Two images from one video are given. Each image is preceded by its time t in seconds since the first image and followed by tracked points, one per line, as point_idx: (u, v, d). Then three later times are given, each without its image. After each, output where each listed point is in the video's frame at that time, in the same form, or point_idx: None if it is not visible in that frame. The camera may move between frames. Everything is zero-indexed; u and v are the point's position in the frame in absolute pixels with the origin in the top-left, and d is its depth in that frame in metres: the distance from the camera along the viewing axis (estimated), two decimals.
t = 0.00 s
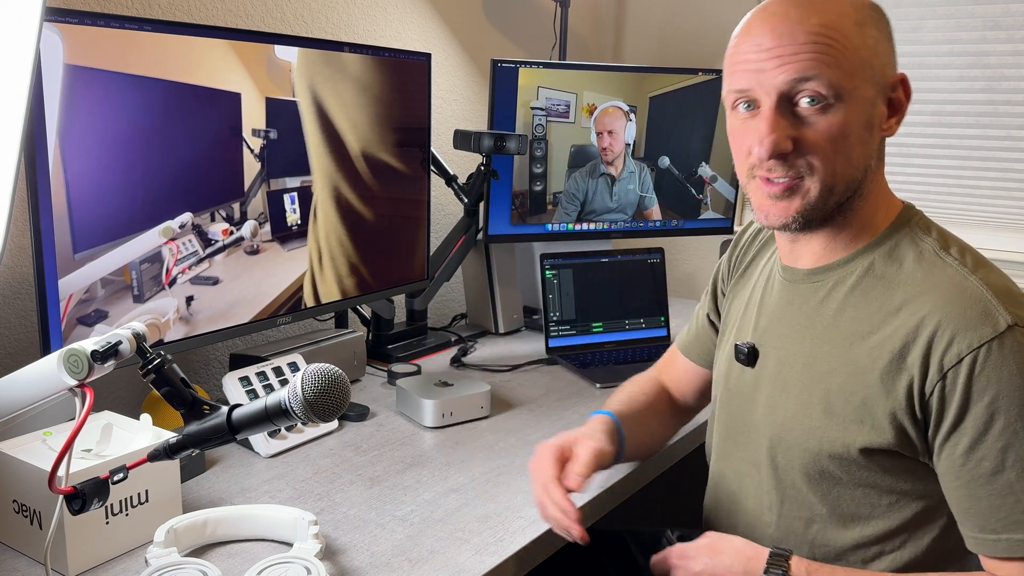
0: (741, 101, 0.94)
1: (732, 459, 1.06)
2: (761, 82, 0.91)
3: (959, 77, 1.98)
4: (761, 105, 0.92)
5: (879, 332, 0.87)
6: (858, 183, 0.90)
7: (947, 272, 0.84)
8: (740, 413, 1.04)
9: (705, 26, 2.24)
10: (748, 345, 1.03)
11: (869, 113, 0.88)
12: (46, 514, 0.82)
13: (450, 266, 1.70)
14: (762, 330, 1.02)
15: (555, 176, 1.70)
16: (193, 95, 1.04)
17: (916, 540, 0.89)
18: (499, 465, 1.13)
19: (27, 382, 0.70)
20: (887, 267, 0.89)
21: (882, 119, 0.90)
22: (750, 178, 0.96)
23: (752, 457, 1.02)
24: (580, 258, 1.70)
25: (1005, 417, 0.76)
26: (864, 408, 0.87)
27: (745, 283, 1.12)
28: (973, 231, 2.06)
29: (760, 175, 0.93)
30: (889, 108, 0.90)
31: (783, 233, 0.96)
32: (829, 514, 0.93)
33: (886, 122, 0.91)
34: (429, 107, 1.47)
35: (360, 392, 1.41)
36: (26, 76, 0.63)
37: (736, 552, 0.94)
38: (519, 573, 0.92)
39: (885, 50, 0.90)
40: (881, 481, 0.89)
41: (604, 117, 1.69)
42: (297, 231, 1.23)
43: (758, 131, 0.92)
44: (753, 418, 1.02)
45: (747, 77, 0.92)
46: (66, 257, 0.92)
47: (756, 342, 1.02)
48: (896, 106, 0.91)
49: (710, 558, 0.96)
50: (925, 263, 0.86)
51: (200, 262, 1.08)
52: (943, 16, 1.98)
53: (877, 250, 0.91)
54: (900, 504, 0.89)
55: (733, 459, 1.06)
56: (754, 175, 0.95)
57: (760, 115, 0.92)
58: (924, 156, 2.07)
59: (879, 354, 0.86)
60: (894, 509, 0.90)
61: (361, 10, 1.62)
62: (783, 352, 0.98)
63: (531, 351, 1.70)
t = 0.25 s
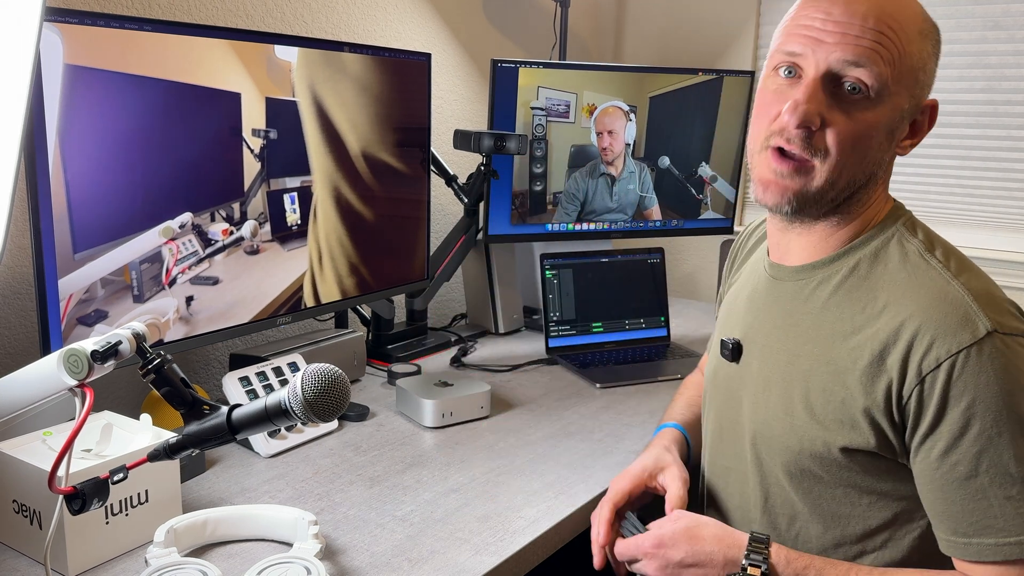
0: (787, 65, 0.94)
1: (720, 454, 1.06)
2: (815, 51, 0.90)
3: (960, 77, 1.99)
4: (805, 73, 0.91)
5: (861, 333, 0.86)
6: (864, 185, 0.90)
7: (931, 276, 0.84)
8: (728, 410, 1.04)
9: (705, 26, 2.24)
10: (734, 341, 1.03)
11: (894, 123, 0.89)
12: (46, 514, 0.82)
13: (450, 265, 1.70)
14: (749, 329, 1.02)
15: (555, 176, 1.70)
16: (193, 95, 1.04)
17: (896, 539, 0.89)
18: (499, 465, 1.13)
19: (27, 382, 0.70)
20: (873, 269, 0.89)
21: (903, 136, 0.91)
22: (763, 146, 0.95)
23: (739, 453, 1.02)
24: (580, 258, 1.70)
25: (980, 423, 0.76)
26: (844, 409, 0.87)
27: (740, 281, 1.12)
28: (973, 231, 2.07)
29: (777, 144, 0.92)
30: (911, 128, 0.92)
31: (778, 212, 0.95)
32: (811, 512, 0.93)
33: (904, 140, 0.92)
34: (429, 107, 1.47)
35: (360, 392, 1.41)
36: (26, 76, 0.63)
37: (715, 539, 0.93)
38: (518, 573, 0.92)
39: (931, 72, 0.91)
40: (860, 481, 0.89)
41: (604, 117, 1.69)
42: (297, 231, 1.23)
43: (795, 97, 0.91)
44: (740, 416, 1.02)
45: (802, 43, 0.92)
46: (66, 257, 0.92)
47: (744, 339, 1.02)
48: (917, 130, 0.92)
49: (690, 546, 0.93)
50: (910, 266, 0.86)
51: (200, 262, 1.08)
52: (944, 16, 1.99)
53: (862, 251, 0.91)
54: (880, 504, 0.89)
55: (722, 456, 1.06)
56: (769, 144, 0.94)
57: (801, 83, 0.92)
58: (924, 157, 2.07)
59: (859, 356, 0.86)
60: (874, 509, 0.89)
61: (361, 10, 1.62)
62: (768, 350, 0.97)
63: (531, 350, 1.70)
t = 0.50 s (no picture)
0: (792, 57, 0.95)
1: (716, 451, 1.06)
2: (820, 44, 0.91)
3: (960, 77, 1.99)
4: (810, 65, 0.92)
5: (855, 328, 0.87)
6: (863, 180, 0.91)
7: (925, 272, 0.84)
8: (723, 406, 1.04)
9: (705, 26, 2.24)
10: (728, 337, 1.04)
11: (895, 121, 0.90)
12: (46, 514, 0.82)
13: (450, 265, 1.70)
14: (743, 325, 1.02)
15: (555, 176, 1.70)
16: (193, 96, 1.04)
17: (887, 537, 0.89)
18: (499, 465, 1.13)
19: (28, 382, 0.70)
20: (867, 265, 0.89)
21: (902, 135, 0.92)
22: (766, 136, 0.96)
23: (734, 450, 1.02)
24: (580, 258, 1.70)
25: (972, 419, 0.76)
26: (836, 404, 0.87)
27: (736, 279, 1.13)
28: (973, 231, 2.07)
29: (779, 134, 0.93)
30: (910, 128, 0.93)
31: (777, 202, 0.95)
32: (803, 509, 0.92)
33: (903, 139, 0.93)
34: (429, 107, 1.47)
35: (360, 392, 1.41)
36: (26, 76, 0.63)
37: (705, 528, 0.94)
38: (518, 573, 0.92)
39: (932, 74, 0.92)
40: (853, 478, 0.89)
41: (604, 117, 1.69)
42: (297, 231, 1.23)
43: (799, 88, 0.92)
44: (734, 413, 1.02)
45: (808, 36, 0.92)
46: (66, 257, 0.92)
47: (738, 336, 1.02)
48: (916, 130, 0.93)
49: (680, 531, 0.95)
50: (904, 262, 0.86)
51: (200, 262, 1.08)
52: (943, 16, 1.99)
53: (856, 248, 0.91)
54: (872, 501, 0.89)
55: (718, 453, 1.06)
56: (772, 134, 0.94)
57: (806, 74, 0.92)
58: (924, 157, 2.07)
59: (852, 350, 0.86)
60: (866, 505, 0.89)
61: (361, 10, 1.62)
62: (761, 346, 0.97)
63: (531, 351, 1.70)
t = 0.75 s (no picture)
0: (785, 60, 0.94)
1: (716, 450, 1.06)
2: (814, 46, 0.91)
3: (959, 77, 1.99)
4: (805, 68, 0.92)
5: (852, 327, 0.87)
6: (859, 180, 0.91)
7: (921, 270, 0.84)
8: (721, 406, 1.04)
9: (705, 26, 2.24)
10: (725, 337, 1.03)
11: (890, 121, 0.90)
12: (46, 514, 0.82)
13: (450, 265, 1.70)
14: (741, 324, 1.02)
15: (555, 176, 1.70)
16: (193, 96, 1.04)
17: (888, 534, 0.89)
18: (499, 465, 1.13)
19: (28, 382, 0.70)
20: (863, 263, 0.89)
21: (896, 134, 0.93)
22: (762, 138, 0.95)
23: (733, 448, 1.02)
24: (580, 258, 1.70)
25: (970, 415, 0.76)
26: (834, 403, 0.87)
27: (733, 278, 1.13)
28: (973, 231, 2.07)
29: (776, 136, 0.92)
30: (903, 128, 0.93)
31: (775, 204, 0.95)
32: (805, 507, 0.92)
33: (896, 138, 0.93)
34: (429, 107, 1.47)
35: (360, 392, 1.41)
36: (26, 76, 0.63)
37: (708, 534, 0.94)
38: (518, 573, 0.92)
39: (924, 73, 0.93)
40: (853, 476, 0.89)
41: (604, 117, 1.69)
42: (297, 231, 1.23)
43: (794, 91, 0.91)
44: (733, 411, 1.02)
45: (802, 38, 0.92)
46: (66, 257, 0.92)
47: (735, 336, 1.02)
48: (908, 129, 0.94)
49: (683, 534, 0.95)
50: (900, 261, 0.86)
51: (200, 262, 1.08)
52: (943, 16, 1.99)
53: (852, 247, 0.91)
54: (873, 497, 0.89)
55: (717, 452, 1.05)
56: (768, 137, 0.94)
57: (801, 77, 0.92)
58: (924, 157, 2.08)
59: (849, 349, 0.86)
60: (867, 503, 0.89)
61: (361, 10, 1.62)
62: (759, 345, 0.97)
63: (531, 350, 1.70)
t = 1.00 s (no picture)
0: (778, 61, 0.94)
1: (712, 445, 1.06)
2: (806, 48, 0.91)
3: (960, 77, 1.99)
4: (797, 69, 0.91)
5: (843, 318, 0.87)
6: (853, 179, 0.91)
7: (912, 261, 0.84)
8: (717, 401, 1.04)
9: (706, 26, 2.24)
10: (721, 333, 1.04)
11: (883, 120, 0.90)
12: (46, 514, 0.82)
13: (450, 265, 1.70)
14: (735, 319, 1.02)
15: (555, 176, 1.70)
16: (193, 95, 1.04)
17: (882, 527, 0.89)
18: (499, 465, 1.13)
19: (28, 382, 0.70)
20: (856, 255, 0.89)
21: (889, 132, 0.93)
22: (757, 139, 0.95)
23: (728, 442, 1.02)
24: (580, 258, 1.70)
25: (961, 403, 0.76)
26: (827, 394, 0.87)
27: (729, 275, 1.13)
28: (973, 231, 2.07)
29: (770, 138, 0.92)
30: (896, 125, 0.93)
31: (771, 204, 0.95)
32: (800, 500, 0.92)
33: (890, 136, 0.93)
34: (429, 106, 1.47)
35: (360, 392, 1.42)
36: (26, 77, 0.63)
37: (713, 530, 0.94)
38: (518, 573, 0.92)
39: (916, 70, 0.92)
40: (847, 467, 0.89)
41: (604, 117, 1.69)
42: (297, 231, 1.23)
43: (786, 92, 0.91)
44: (728, 406, 1.02)
45: (794, 40, 0.92)
46: (66, 257, 0.92)
47: (731, 331, 1.02)
48: (903, 125, 0.93)
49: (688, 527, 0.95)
50: (891, 252, 0.86)
51: (200, 262, 1.08)
52: (943, 16, 1.99)
53: (845, 240, 0.91)
54: (867, 490, 0.89)
55: (714, 448, 1.05)
56: (762, 137, 0.94)
57: (793, 78, 0.92)
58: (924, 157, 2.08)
59: (841, 340, 0.86)
60: (861, 494, 0.89)
61: (361, 10, 1.62)
62: (753, 339, 0.97)
63: (531, 350, 1.70)
